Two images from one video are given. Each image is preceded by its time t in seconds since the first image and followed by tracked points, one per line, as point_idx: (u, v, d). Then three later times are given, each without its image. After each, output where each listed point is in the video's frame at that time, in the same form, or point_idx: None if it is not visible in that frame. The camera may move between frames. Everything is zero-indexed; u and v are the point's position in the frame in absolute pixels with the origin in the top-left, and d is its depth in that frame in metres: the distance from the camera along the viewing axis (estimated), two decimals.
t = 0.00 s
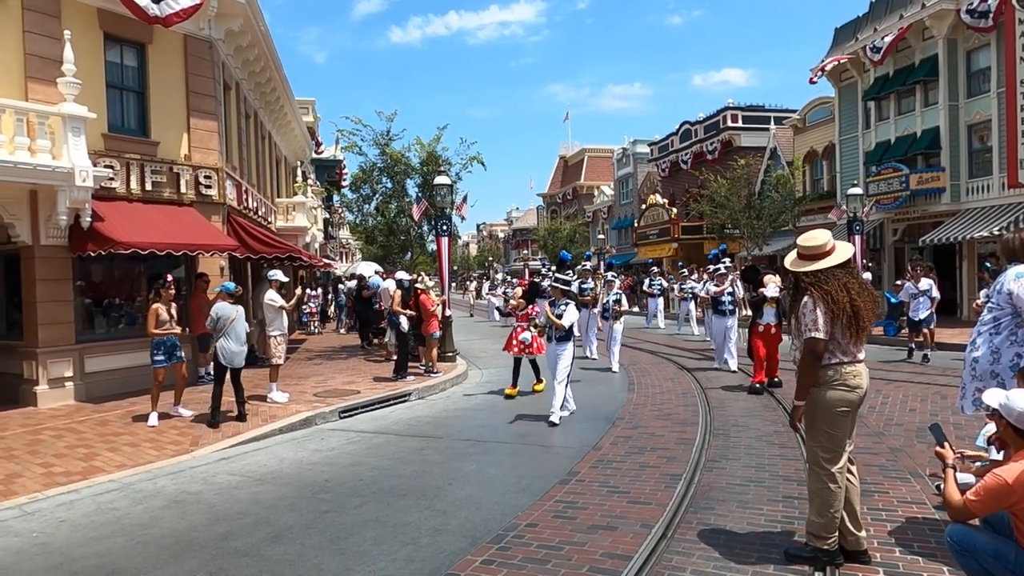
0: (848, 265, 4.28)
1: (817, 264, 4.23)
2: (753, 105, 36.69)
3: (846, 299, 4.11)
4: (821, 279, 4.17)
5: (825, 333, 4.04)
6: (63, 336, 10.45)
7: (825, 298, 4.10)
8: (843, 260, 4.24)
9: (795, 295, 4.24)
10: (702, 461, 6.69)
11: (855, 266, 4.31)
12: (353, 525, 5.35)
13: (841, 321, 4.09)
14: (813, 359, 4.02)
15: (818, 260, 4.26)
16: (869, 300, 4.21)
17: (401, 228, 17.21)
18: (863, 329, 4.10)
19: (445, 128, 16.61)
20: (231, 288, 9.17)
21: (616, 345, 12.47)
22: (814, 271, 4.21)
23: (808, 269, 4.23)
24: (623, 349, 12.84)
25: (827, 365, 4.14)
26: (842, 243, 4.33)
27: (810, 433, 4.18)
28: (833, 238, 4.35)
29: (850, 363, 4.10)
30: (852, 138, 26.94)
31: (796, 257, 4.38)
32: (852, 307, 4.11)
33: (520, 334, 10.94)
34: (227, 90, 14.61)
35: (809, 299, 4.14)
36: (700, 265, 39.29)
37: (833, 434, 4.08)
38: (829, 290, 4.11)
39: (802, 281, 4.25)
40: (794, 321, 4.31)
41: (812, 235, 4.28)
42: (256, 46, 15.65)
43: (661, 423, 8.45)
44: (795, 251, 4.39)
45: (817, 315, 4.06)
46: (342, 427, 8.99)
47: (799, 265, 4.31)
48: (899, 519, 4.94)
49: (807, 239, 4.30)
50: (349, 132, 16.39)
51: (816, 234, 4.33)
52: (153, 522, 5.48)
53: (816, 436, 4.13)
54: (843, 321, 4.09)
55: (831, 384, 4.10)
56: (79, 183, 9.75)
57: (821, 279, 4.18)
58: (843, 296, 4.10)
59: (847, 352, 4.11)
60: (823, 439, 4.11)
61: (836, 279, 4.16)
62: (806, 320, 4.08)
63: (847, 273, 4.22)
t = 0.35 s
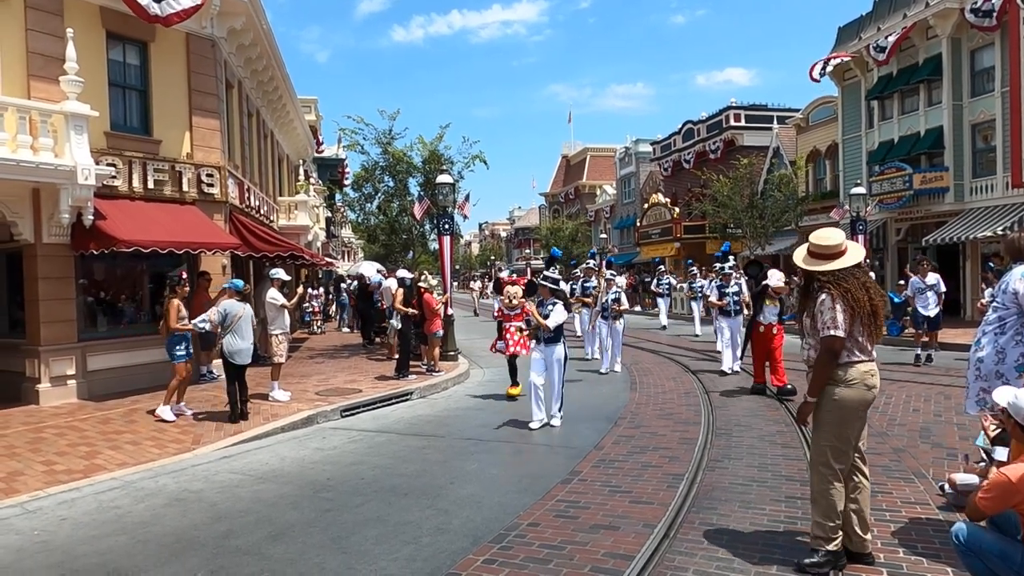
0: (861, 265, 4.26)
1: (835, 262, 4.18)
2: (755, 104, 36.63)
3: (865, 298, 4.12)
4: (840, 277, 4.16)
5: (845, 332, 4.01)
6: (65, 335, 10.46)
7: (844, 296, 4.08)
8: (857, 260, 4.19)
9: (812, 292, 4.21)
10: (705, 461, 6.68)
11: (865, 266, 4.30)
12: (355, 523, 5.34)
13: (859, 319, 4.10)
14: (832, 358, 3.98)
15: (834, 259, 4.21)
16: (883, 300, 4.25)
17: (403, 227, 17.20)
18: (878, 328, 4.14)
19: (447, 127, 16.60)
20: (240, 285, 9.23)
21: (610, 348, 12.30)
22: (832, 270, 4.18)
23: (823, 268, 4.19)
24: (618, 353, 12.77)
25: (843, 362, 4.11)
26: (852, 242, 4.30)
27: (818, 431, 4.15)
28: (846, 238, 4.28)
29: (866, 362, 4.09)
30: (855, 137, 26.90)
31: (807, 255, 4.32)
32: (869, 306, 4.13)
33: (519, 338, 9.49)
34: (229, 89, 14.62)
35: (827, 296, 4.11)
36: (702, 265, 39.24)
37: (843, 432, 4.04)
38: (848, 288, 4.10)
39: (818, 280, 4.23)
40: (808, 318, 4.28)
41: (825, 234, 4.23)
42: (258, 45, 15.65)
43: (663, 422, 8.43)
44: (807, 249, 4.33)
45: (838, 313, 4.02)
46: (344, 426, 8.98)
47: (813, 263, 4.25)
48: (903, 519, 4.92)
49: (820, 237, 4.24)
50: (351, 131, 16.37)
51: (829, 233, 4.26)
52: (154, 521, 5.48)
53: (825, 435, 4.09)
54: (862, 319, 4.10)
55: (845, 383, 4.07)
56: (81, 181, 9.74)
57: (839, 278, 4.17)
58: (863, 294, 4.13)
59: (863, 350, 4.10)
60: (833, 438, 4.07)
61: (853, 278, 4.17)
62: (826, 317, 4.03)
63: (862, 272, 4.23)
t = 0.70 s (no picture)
0: (868, 264, 4.22)
1: (842, 262, 4.14)
2: (758, 103, 36.57)
3: (873, 298, 4.09)
4: (849, 278, 4.12)
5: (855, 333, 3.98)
6: (67, 333, 10.46)
7: (852, 296, 4.05)
8: (864, 260, 4.15)
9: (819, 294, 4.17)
10: (707, 460, 6.66)
11: (873, 265, 4.26)
12: (356, 523, 5.33)
13: (867, 318, 4.08)
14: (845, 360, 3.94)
15: (840, 259, 4.17)
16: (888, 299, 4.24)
17: (404, 225, 17.19)
18: (885, 327, 4.13)
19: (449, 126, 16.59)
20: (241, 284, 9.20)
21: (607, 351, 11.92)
22: (839, 271, 4.14)
23: (830, 269, 4.15)
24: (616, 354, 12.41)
25: (853, 364, 4.07)
26: (858, 242, 4.26)
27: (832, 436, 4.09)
28: (852, 237, 4.25)
29: (873, 361, 4.08)
30: (858, 136, 26.86)
31: (813, 255, 4.28)
32: (878, 306, 4.10)
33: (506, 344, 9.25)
34: (230, 87, 14.61)
35: (835, 297, 4.07)
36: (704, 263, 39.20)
37: (858, 435, 3.99)
38: (856, 289, 4.08)
39: (825, 281, 4.18)
40: (816, 320, 4.24)
41: (832, 233, 4.19)
42: (260, 43, 15.63)
43: (665, 421, 8.41)
44: (812, 248, 4.29)
45: (848, 314, 3.98)
46: (346, 425, 8.97)
47: (820, 264, 4.21)
48: (907, 519, 4.90)
49: (826, 237, 4.20)
50: (353, 129, 16.35)
51: (836, 232, 4.22)
52: (155, 519, 5.47)
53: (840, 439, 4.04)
54: (870, 319, 4.08)
55: (856, 384, 4.04)
56: (83, 179, 9.72)
57: (847, 278, 4.13)
58: (871, 293, 4.10)
59: (871, 350, 4.09)
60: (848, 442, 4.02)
61: (862, 279, 4.13)
62: (836, 319, 3.99)
63: (869, 271, 4.20)
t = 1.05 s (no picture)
0: (875, 260, 4.20)
1: (850, 259, 4.12)
2: (763, 100, 36.46)
3: (884, 296, 4.07)
4: (859, 275, 4.09)
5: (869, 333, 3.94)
6: (74, 330, 10.48)
7: (864, 294, 4.02)
8: (872, 256, 4.13)
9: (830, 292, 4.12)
10: (713, 457, 6.65)
11: (880, 262, 4.25)
12: (363, 519, 5.33)
13: (880, 318, 4.05)
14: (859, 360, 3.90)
15: (847, 255, 4.14)
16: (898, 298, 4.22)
17: (410, 222, 17.20)
18: (896, 327, 4.11)
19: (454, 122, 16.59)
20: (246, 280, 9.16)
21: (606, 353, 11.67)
22: (849, 267, 4.11)
23: (838, 265, 4.13)
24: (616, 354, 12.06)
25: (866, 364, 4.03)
26: (865, 237, 4.24)
27: (843, 439, 4.05)
28: (858, 232, 4.23)
29: (885, 362, 4.05)
30: (865, 133, 26.77)
31: (821, 252, 4.25)
32: (890, 305, 4.08)
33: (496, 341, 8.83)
34: (236, 84, 14.64)
35: (849, 296, 4.03)
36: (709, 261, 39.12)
37: (870, 438, 3.97)
38: (869, 286, 4.05)
39: (835, 278, 4.15)
40: (826, 319, 4.19)
41: (838, 229, 4.17)
42: (265, 40, 15.65)
43: (671, 418, 8.40)
44: (818, 245, 4.27)
45: (862, 314, 3.94)
46: (351, 422, 8.98)
47: (828, 260, 4.18)
48: (915, 517, 4.88)
49: (832, 232, 4.18)
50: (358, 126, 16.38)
51: (841, 227, 4.21)
52: (161, 515, 5.48)
53: (852, 443, 4.00)
54: (883, 319, 4.05)
55: (868, 385, 4.01)
56: (90, 176, 9.74)
57: (858, 275, 4.11)
58: (884, 292, 4.07)
59: (883, 350, 4.07)
60: (860, 445, 3.98)
61: (872, 276, 4.11)
62: (850, 319, 3.95)
63: (878, 268, 4.18)
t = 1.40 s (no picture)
0: (883, 256, 4.18)
1: (858, 253, 4.10)
2: (775, 95, 36.26)
3: (892, 292, 4.04)
4: (866, 270, 4.09)
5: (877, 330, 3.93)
6: (87, 326, 10.57)
7: (871, 291, 4.01)
8: (880, 250, 4.12)
9: (836, 290, 4.12)
10: (724, 454, 6.64)
11: (890, 257, 4.23)
12: (373, 514, 5.37)
13: (888, 317, 4.02)
14: (868, 359, 3.88)
15: (855, 250, 4.12)
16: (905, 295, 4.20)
17: (419, 219, 17.24)
18: (905, 325, 4.08)
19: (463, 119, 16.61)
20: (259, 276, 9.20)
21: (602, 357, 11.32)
22: (855, 263, 4.10)
23: (845, 261, 4.12)
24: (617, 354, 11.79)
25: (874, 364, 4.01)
26: (874, 231, 4.22)
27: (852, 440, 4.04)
28: (866, 226, 4.21)
29: (894, 362, 4.03)
30: (878, 128, 26.59)
31: (828, 248, 4.23)
32: (899, 301, 4.06)
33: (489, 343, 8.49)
34: (247, 82, 14.70)
35: (855, 293, 4.03)
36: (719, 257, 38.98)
37: (880, 438, 3.96)
38: (875, 282, 4.04)
39: (841, 274, 4.15)
40: (834, 318, 4.18)
41: (845, 223, 4.15)
42: (275, 37, 15.70)
43: (681, 415, 8.39)
44: (825, 240, 4.25)
45: (869, 311, 3.94)
46: (362, 418, 9.02)
47: (834, 256, 4.17)
48: (927, 515, 4.87)
49: (840, 227, 4.16)
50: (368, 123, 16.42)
51: (849, 221, 4.18)
52: (174, 510, 5.54)
53: (862, 443, 3.99)
54: (891, 316, 4.02)
55: (876, 385, 4.00)
56: (102, 174, 9.81)
57: (864, 271, 4.10)
58: (890, 288, 4.05)
59: (891, 349, 4.05)
60: (869, 445, 3.97)
61: (879, 271, 4.10)
62: (858, 316, 3.95)
63: (886, 263, 4.16)
